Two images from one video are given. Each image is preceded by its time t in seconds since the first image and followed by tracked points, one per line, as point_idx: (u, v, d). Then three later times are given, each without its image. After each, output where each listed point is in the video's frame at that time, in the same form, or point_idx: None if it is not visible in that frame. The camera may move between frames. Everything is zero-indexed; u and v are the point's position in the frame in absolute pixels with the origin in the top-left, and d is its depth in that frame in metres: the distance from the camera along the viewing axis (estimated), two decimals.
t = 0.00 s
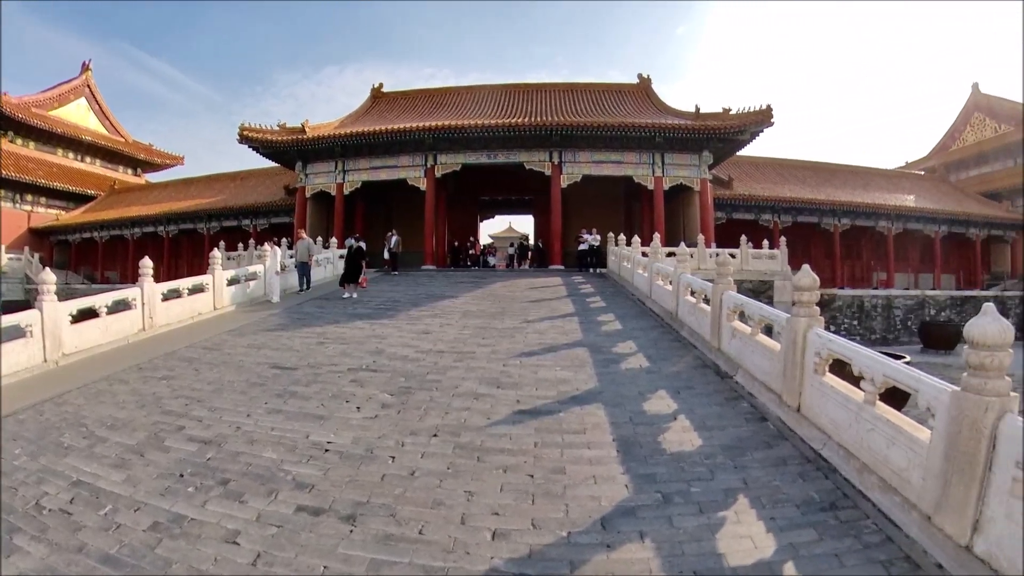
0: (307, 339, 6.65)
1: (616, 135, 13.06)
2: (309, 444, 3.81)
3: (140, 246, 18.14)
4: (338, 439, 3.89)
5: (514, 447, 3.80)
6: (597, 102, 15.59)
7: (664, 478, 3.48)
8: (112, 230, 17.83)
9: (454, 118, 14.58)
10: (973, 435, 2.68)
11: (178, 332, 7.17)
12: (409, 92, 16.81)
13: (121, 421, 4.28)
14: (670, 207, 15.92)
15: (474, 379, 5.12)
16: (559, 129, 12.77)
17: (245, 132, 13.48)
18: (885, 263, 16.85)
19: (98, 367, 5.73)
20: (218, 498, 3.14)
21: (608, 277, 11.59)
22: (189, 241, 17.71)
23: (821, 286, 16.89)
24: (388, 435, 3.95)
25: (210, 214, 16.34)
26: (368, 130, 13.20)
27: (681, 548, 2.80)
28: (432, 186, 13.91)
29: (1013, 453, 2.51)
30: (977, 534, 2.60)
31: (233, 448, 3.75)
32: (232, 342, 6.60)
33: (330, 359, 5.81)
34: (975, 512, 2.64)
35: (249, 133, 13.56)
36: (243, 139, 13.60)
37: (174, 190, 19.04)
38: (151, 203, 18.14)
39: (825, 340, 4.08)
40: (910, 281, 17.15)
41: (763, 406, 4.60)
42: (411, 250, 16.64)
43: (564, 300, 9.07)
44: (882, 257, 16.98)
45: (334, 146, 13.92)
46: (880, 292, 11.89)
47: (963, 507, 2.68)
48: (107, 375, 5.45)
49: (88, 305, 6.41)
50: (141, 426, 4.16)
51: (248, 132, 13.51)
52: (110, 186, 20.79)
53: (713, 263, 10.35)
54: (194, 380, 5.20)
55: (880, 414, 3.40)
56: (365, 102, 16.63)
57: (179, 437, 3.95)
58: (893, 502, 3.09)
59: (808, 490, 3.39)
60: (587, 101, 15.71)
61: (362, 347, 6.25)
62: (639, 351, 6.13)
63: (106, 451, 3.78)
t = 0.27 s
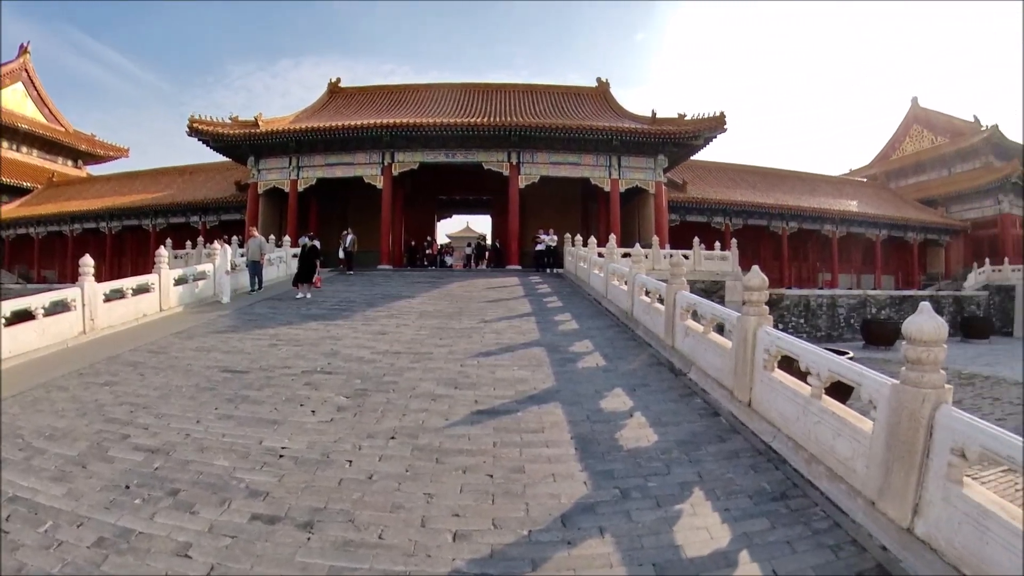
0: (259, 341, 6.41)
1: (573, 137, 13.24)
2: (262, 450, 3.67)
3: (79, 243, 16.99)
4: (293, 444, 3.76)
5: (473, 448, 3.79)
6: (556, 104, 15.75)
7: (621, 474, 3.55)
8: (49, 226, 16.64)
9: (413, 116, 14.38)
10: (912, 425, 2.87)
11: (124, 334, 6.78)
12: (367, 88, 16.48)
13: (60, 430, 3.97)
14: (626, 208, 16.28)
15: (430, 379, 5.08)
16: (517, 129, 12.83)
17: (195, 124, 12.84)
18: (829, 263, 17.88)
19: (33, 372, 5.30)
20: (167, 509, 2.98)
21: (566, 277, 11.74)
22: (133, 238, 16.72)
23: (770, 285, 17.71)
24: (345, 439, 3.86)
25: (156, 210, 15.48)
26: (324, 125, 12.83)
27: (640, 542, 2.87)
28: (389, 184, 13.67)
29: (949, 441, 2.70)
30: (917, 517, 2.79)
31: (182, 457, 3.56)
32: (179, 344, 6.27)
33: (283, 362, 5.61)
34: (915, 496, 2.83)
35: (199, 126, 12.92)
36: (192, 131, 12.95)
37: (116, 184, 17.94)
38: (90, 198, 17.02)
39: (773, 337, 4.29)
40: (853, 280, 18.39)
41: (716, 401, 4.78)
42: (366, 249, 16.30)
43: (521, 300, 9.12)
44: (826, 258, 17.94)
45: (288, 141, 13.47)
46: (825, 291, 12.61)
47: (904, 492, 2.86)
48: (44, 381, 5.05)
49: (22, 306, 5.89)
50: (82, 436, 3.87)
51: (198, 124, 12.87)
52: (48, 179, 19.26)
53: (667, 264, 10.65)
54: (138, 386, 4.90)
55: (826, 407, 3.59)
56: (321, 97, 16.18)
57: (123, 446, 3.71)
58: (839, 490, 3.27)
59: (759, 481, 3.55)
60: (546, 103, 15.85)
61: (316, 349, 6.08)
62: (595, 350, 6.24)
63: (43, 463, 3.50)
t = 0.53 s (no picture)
0: (205, 344, 6.10)
1: (530, 138, 13.34)
2: (210, 458, 3.50)
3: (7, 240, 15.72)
4: (242, 451, 3.60)
5: (429, 449, 3.75)
6: (514, 105, 15.82)
7: (578, 471, 3.61)
8: None
9: (368, 112, 14.07)
10: (852, 416, 3.05)
11: (60, 337, 6.29)
12: (322, 82, 16.01)
13: None
14: (580, 208, 16.51)
15: (382, 381, 4.98)
16: (474, 129, 12.79)
17: (138, 114, 12.07)
18: (774, 264, 18.85)
19: None
20: (108, 525, 2.78)
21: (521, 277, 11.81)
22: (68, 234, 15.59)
23: (719, 286, 18.38)
24: (297, 444, 3.73)
25: (95, 205, 14.48)
26: (275, 119, 12.36)
27: (598, 537, 2.92)
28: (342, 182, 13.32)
29: (886, 429, 2.89)
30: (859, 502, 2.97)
31: (123, 468, 3.34)
32: (118, 348, 5.88)
33: (231, 365, 5.36)
34: (856, 482, 3.01)
35: (141, 116, 12.16)
36: (134, 121, 12.17)
37: (48, 176, 16.68)
38: (19, 190, 15.76)
39: (722, 335, 4.46)
40: (798, 280, 19.27)
41: (668, 397, 4.93)
42: (319, 248, 15.81)
43: (476, 300, 9.09)
44: (772, 259, 18.81)
45: (237, 134, 12.90)
46: (770, 292, 13.23)
47: (846, 479, 3.04)
48: None
49: None
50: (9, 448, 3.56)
51: (141, 115, 12.11)
52: None
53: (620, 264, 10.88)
54: (74, 393, 4.55)
55: (773, 400, 3.77)
56: (272, 90, 15.58)
57: (58, 459, 3.44)
58: (786, 480, 3.44)
59: (711, 474, 3.68)
60: (503, 104, 15.88)
61: (266, 351, 5.85)
62: (550, 349, 6.31)
63: None
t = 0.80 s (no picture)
0: (154, 347, 5.79)
1: (491, 138, 13.34)
2: (161, 467, 3.32)
3: None
4: (195, 459, 3.44)
5: (390, 452, 3.70)
6: (475, 105, 15.78)
7: (539, 470, 3.64)
8: None
9: (326, 108, 13.71)
10: (803, 409, 3.20)
11: None
12: (280, 75, 15.49)
13: None
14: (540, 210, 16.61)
15: (338, 382, 4.88)
16: (435, 128, 12.67)
17: (83, 103, 11.32)
18: (729, 266, 19.56)
19: None
20: (52, 541, 2.60)
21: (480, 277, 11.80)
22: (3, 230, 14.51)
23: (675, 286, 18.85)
24: (253, 450, 3.60)
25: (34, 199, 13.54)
26: (229, 112, 11.87)
27: (561, 534, 2.96)
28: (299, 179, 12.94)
29: (836, 422, 3.04)
30: (811, 492, 3.11)
31: (67, 480, 3.13)
32: (58, 352, 5.50)
33: (182, 369, 5.12)
34: (808, 472, 3.16)
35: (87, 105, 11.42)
36: (78, 110, 11.42)
37: None
38: None
39: (678, 334, 4.59)
40: (750, 281, 20.05)
41: (627, 396, 5.03)
42: (274, 247, 15.29)
43: (435, 300, 9.03)
44: (725, 261, 19.52)
45: (189, 127, 12.31)
46: (725, 292, 13.70)
47: (799, 470, 3.19)
48: None
49: None
50: None
51: (87, 104, 11.37)
52: None
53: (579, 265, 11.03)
54: (12, 401, 4.23)
55: (728, 396, 3.90)
56: (227, 82, 14.96)
57: None
58: (742, 472, 3.58)
59: (670, 469, 3.79)
60: (465, 103, 15.81)
61: (218, 354, 5.61)
62: (510, 349, 6.34)
63: None
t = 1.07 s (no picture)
0: (97, 351, 5.45)
1: (450, 137, 13.27)
2: (106, 478, 3.14)
3: None
4: (142, 469, 3.26)
5: (347, 456, 3.62)
6: (435, 103, 15.65)
7: (498, 470, 3.66)
8: None
9: (281, 101, 13.24)
10: (753, 404, 3.35)
11: None
12: (233, 66, 14.87)
13: None
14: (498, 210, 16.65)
15: (289, 384, 4.74)
16: (392, 125, 12.48)
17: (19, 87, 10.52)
18: (682, 266, 20.22)
19: None
20: None
21: (437, 277, 11.72)
22: None
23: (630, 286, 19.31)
24: (203, 458, 3.45)
25: None
26: (177, 103, 11.29)
27: (522, 533, 2.98)
28: (251, 175, 12.47)
29: (785, 415, 3.20)
30: (762, 483, 3.27)
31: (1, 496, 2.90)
32: None
33: (127, 374, 4.84)
34: (759, 464, 3.30)
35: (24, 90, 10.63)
36: (15, 96, 10.61)
37: None
38: None
39: (634, 333, 4.70)
40: (703, 282, 20.77)
41: (584, 394, 5.13)
42: (224, 245, 14.66)
43: (392, 301, 8.91)
44: (678, 261, 20.14)
45: (135, 117, 11.65)
46: (678, 292, 14.14)
47: (750, 463, 3.33)
48: None
49: None
50: None
51: (24, 88, 10.57)
52: None
53: (536, 265, 11.13)
54: None
55: (682, 393, 4.04)
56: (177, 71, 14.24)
57: None
58: (697, 466, 3.71)
59: (627, 465, 3.90)
60: (424, 101, 15.65)
61: (165, 358, 5.34)
62: (467, 349, 6.34)
63: None
